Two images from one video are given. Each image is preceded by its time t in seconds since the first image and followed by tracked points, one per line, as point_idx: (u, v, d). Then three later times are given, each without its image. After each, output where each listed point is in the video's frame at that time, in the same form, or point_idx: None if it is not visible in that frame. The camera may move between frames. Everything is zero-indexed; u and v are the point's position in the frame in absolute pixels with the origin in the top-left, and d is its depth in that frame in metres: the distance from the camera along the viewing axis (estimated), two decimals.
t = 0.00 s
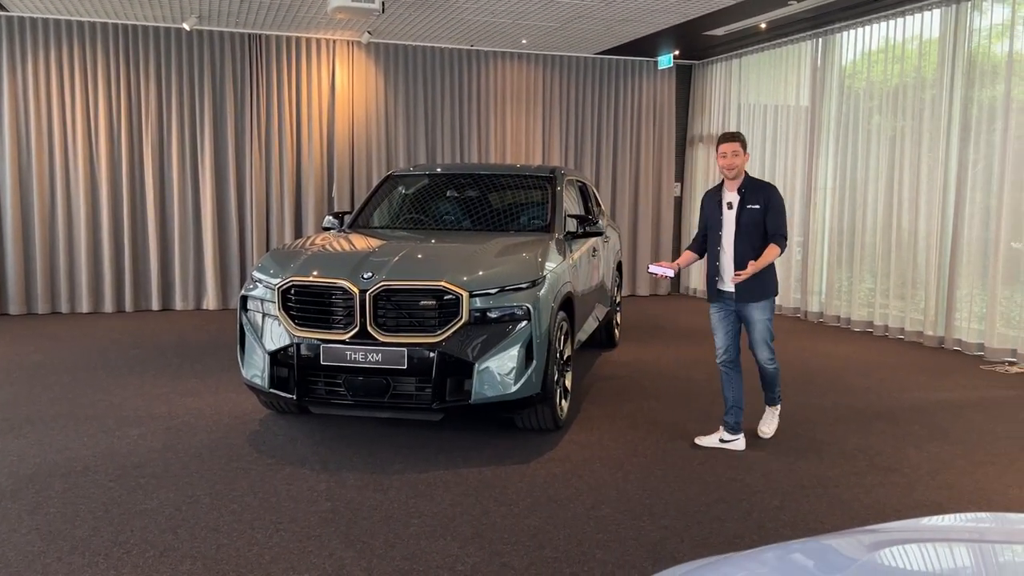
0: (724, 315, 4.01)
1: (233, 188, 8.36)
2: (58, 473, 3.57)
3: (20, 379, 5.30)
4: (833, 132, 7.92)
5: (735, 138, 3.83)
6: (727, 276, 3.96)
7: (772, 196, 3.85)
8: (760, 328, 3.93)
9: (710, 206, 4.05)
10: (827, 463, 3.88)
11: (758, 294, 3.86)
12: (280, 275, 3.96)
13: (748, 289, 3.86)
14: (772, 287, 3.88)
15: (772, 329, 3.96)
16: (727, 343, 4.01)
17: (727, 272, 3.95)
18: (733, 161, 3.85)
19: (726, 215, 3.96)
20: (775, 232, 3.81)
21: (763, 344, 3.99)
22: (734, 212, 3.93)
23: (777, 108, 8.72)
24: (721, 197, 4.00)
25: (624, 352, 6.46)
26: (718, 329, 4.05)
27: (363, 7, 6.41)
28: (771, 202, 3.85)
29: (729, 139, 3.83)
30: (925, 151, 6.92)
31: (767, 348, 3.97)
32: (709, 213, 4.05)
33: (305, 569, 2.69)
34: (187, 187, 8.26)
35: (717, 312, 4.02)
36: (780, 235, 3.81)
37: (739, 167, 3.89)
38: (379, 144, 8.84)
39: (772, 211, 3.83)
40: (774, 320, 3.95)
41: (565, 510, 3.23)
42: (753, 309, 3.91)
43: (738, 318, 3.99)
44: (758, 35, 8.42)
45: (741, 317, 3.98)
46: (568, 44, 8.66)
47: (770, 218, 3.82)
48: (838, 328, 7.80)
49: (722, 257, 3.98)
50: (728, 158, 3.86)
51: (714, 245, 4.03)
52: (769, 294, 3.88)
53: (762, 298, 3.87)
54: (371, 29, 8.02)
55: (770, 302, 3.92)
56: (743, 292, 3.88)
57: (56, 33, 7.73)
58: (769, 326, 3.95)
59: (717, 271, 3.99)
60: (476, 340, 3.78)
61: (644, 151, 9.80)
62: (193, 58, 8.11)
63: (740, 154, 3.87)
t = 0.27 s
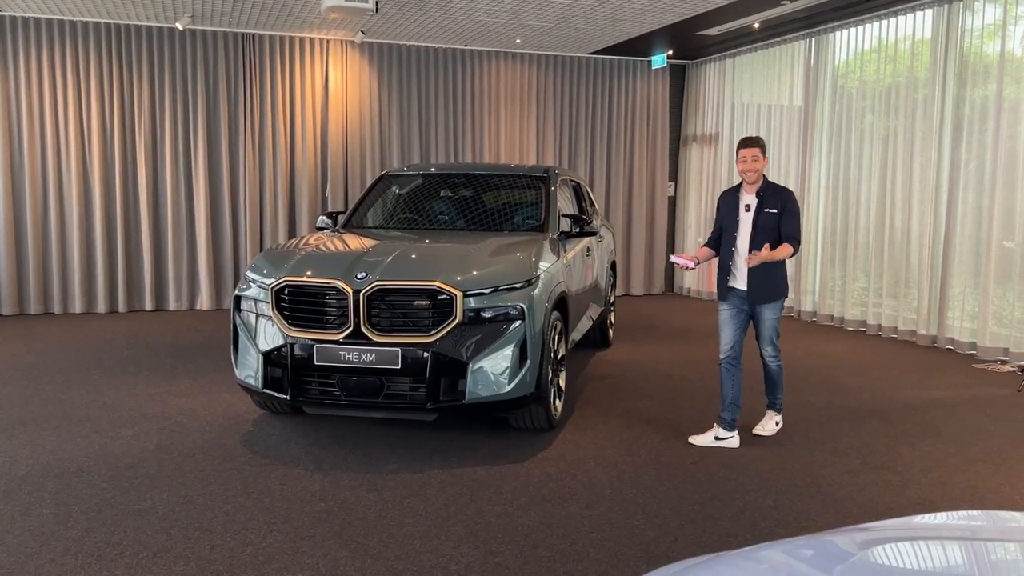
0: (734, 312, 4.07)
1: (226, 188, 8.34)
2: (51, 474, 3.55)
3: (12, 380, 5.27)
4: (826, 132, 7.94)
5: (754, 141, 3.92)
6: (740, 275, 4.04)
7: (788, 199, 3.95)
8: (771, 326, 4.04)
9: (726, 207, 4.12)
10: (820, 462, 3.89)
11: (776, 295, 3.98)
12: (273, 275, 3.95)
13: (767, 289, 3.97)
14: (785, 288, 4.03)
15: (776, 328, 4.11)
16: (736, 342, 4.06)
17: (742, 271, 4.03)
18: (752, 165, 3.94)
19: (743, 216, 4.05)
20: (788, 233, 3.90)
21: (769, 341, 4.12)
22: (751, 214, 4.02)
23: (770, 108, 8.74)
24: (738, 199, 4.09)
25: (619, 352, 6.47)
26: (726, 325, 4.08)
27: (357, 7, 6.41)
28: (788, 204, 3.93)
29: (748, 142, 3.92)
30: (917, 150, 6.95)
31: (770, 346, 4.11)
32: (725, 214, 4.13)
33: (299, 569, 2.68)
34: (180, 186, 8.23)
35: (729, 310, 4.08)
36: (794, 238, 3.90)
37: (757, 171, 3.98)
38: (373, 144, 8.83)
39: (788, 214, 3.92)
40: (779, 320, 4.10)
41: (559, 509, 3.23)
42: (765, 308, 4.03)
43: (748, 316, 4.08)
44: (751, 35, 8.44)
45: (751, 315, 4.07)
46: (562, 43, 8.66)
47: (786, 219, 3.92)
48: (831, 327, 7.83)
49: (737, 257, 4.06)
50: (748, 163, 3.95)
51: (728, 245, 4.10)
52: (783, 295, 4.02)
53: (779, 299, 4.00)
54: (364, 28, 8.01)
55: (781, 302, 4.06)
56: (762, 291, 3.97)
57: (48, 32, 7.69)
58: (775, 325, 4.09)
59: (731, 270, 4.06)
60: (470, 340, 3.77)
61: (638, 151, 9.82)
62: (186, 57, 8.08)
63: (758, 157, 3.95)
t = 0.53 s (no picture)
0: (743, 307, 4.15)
1: (223, 188, 8.32)
2: (47, 474, 3.55)
3: (8, 380, 5.26)
4: (823, 132, 7.95)
5: (772, 142, 4.00)
6: (750, 271, 4.11)
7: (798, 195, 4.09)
8: (777, 321, 4.12)
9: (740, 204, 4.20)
10: (817, 461, 3.90)
11: (783, 290, 4.06)
12: (270, 275, 3.94)
13: (775, 284, 4.05)
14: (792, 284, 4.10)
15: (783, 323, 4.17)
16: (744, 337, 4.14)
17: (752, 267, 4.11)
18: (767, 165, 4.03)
19: (756, 213, 4.13)
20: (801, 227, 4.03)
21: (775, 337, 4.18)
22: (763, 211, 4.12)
23: (766, 108, 8.75)
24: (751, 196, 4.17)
25: (616, 351, 6.48)
26: (734, 321, 4.16)
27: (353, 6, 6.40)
28: (802, 201, 4.10)
29: (765, 142, 4.00)
30: (913, 150, 6.97)
31: (777, 341, 4.17)
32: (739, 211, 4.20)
33: (296, 569, 2.68)
34: (176, 186, 8.22)
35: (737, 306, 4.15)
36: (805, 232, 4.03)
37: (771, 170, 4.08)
38: (369, 144, 8.82)
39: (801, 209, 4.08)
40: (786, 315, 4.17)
41: (556, 509, 3.24)
42: (772, 303, 4.10)
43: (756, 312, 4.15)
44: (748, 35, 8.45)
45: (758, 310, 4.16)
46: (559, 43, 8.65)
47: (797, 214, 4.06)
48: (828, 326, 7.84)
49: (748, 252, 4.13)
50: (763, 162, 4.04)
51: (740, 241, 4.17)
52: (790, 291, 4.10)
53: (786, 294, 4.07)
54: (361, 28, 8.00)
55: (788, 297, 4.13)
56: (770, 286, 4.06)
57: (43, 31, 7.67)
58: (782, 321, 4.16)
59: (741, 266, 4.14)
60: (467, 340, 3.77)
61: (635, 150, 9.82)
62: (183, 57, 8.07)
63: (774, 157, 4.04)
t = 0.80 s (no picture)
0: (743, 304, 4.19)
1: (221, 188, 8.32)
2: (46, 474, 3.54)
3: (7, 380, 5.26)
4: (822, 132, 7.95)
5: (777, 143, 3.97)
6: (751, 268, 4.14)
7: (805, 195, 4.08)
8: (777, 320, 4.12)
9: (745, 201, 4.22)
10: (816, 460, 3.90)
11: (783, 288, 4.07)
12: (269, 275, 3.94)
13: (774, 281, 4.07)
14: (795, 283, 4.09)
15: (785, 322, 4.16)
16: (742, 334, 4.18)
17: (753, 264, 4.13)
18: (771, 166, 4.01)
19: (759, 212, 4.14)
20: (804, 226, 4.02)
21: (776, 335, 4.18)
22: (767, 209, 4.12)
23: (765, 107, 8.75)
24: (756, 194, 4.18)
25: (614, 351, 6.48)
26: (734, 317, 4.20)
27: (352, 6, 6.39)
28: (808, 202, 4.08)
29: (769, 142, 3.99)
30: (911, 150, 6.97)
31: (776, 340, 4.16)
32: (743, 208, 4.22)
33: (295, 569, 2.68)
34: (174, 186, 8.21)
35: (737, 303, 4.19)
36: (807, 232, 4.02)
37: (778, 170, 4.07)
38: (368, 143, 8.81)
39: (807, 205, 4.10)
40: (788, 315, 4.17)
41: (555, 508, 3.24)
42: (772, 301, 4.11)
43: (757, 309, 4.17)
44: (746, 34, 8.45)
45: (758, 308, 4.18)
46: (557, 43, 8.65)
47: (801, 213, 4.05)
48: (827, 325, 7.84)
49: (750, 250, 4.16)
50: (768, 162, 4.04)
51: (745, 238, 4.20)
52: (791, 289, 4.09)
53: (787, 292, 4.07)
54: (359, 28, 8.00)
55: (790, 297, 4.12)
56: (768, 284, 4.08)
57: (42, 31, 7.66)
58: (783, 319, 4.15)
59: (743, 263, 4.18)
60: (466, 339, 3.77)
61: (633, 150, 9.82)
62: (181, 57, 8.06)
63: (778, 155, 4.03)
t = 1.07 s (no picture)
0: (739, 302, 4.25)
1: (221, 188, 8.32)
2: (46, 474, 3.55)
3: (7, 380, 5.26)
4: (822, 131, 7.95)
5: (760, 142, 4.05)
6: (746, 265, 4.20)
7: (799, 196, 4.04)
8: (769, 318, 4.12)
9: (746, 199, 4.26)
10: (816, 460, 3.90)
11: (774, 287, 4.07)
12: (269, 275, 3.94)
13: (763, 280, 4.09)
14: (789, 282, 4.08)
15: (781, 322, 4.14)
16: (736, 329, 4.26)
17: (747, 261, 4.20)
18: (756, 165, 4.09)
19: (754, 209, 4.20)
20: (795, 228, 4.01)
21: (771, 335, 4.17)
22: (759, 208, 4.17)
23: (765, 107, 8.75)
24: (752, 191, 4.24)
25: (615, 350, 6.48)
26: (731, 313, 4.29)
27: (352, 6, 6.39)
28: (800, 203, 4.03)
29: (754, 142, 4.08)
30: (912, 149, 6.97)
31: (771, 340, 4.15)
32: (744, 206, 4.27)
33: (296, 569, 2.68)
34: (174, 186, 8.21)
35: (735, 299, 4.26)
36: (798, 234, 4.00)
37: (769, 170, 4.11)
38: (368, 143, 8.81)
39: (799, 210, 4.02)
40: (786, 315, 4.14)
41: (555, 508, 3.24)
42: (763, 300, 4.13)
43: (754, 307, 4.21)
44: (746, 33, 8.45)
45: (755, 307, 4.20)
46: (557, 42, 8.65)
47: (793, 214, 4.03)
48: (827, 325, 7.84)
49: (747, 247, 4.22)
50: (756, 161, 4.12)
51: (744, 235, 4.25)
52: (785, 289, 4.08)
53: (778, 291, 4.07)
54: (359, 28, 8.01)
55: (785, 296, 4.11)
56: (759, 282, 4.11)
57: (42, 31, 7.66)
58: (779, 319, 4.13)
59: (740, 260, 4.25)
60: (466, 339, 3.77)
61: (633, 149, 9.82)
62: (181, 57, 8.06)
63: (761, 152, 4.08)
